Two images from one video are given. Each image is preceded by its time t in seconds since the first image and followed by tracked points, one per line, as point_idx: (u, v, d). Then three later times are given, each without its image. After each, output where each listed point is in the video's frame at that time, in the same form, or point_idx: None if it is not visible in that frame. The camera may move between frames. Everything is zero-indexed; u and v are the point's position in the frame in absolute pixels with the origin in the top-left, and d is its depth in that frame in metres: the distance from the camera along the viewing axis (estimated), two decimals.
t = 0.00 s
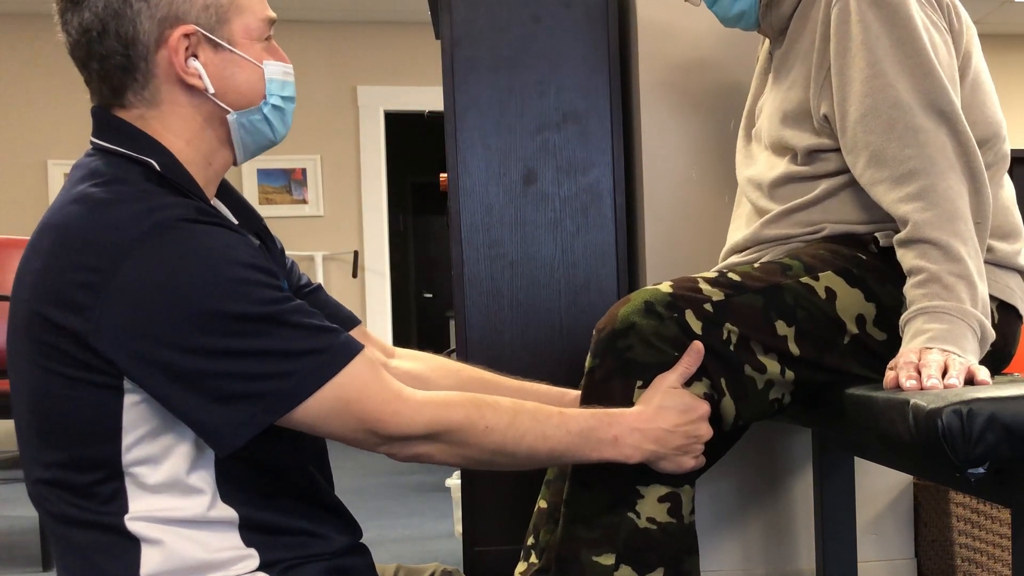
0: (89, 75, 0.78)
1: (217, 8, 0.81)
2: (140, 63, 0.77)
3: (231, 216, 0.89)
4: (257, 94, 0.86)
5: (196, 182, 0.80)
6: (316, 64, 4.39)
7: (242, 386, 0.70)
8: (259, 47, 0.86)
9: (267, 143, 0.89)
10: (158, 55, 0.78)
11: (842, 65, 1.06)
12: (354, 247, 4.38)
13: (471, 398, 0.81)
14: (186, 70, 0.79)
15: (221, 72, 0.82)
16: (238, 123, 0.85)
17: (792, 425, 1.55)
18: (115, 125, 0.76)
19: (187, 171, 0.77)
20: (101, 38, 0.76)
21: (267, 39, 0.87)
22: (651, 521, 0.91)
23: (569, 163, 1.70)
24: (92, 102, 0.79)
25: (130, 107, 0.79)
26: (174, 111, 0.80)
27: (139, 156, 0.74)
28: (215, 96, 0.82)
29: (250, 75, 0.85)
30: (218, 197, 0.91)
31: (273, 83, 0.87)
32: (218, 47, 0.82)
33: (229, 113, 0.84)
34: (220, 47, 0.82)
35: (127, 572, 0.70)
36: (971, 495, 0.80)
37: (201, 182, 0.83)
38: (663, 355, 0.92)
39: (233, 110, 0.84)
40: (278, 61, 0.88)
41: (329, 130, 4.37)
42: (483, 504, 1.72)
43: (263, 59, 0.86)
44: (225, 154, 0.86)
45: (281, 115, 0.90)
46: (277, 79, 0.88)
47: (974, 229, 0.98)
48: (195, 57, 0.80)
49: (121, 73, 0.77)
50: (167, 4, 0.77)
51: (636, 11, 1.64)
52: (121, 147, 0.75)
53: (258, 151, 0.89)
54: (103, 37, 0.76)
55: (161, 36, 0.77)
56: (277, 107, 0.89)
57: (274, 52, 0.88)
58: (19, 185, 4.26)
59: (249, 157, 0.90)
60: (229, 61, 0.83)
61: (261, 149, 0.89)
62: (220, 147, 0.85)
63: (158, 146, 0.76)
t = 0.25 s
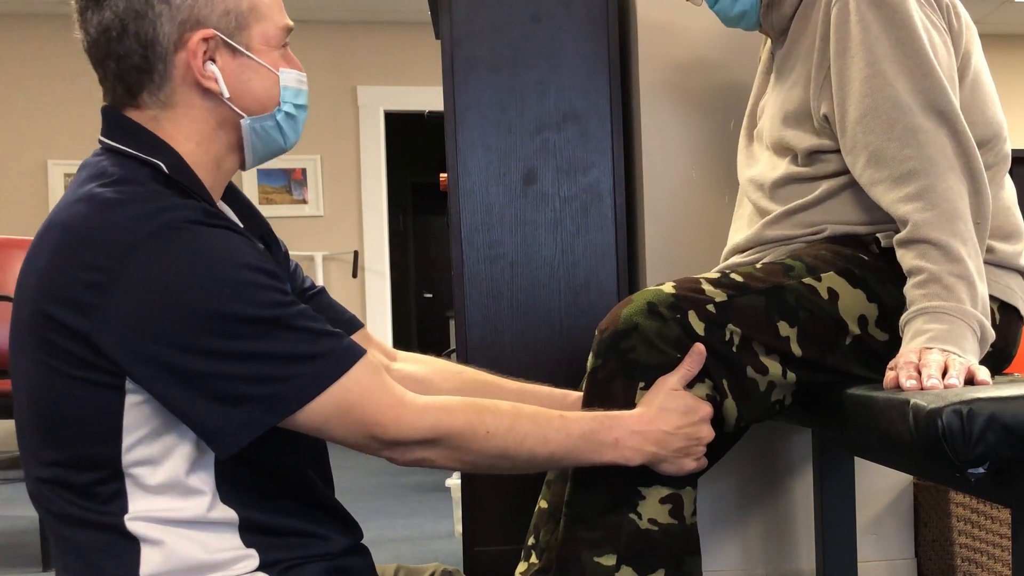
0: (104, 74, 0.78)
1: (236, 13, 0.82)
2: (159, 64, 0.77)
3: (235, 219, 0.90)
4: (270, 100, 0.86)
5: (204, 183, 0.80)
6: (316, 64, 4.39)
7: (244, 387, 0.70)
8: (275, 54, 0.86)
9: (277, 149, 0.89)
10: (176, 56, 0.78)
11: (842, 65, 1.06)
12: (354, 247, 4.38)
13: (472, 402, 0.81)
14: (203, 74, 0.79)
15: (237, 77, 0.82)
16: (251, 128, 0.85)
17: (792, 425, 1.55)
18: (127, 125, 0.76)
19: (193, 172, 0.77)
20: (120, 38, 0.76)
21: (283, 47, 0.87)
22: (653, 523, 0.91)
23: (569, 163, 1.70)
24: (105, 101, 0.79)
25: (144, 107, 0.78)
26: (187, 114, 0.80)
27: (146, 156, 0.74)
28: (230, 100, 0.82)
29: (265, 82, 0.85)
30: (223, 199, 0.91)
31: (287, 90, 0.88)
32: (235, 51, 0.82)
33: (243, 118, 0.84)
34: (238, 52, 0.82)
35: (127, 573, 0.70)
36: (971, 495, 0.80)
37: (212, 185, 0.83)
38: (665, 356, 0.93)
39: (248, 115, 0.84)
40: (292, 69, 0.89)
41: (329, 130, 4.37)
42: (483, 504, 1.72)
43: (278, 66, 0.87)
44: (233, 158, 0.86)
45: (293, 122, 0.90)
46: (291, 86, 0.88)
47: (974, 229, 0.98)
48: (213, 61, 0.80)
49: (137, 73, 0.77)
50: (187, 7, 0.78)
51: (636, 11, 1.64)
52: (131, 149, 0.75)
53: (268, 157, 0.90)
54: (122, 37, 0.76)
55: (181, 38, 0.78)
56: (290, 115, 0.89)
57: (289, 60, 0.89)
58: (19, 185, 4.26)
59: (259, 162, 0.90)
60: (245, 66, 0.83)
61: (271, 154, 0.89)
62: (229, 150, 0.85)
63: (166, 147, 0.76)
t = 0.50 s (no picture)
0: (117, 73, 0.77)
1: (258, 19, 0.82)
2: (183, 64, 0.77)
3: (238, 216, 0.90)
4: (283, 106, 0.87)
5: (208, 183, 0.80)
6: (316, 64, 4.39)
7: (246, 388, 0.70)
8: (286, 59, 0.87)
9: (280, 154, 0.89)
10: (198, 58, 0.78)
11: (843, 65, 1.06)
12: (354, 247, 4.38)
13: (470, 409, 0.81)
14: (224, 76, 0.79)
15: (255, 81, 0.83)
16: (263, 133, 0.85)
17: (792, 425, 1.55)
18: (135, 129, 0.76)
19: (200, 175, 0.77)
20: (145, 37, 0.75)
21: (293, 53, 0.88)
22: (652, 522, 0.91)
23: (570, 163, 1.70)
24: (117, 99, 0.78)
25: (158, 107, 0.78)
26: (201, 115, 0.80)
27: (151, 158, 0.74)
28: (246, 104, 0.83)
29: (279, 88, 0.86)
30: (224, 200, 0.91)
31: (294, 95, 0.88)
32: (254, 55, 0.82)
33: (256, 121, 0.84)
34: (256, 56, 0.82)
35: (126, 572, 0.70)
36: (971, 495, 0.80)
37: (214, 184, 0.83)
38: (661, 355, 0.92)
39: (261, 119, 0.84)
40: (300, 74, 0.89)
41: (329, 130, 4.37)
42: (483, 504, 1.72)
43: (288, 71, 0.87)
44: (239, 161, 0.86)
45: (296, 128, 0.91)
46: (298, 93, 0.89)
47: (974, 229, 0.98)
48: (233, 64, 0.80)
49: (157, 73, 0.76)
50: (213, 9, 0.78)
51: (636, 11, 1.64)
52: (131, 148, 0.75)
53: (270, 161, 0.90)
54: (146, 36, 0.76)
55: (205, 40, 0.78)
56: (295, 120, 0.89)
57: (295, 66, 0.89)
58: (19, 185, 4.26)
59: (261, 165, 0.90)
60: (262, 70, 0.83)
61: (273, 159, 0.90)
62: (237, 152, 0.84)
63: (173, 150, 0.76)
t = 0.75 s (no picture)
0: (111, 67, 0.76)
1: (241, 12, 0.83)
2: (181, 59, 0.77)
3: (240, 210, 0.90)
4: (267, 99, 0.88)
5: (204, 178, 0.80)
6: (316, 64, 4.39)
7: (247, 384, 0.70)
8: (265, 53, 0.88)
9: (265, 148, 0.90)
10: (195, 51, 0.78)
11: (842, 65, 1.06)
12: (354, 247, 4.38)
13: (475, 401, 0.81)
14: (221, 68, 0.80)
15: (245, 74, 0.83)
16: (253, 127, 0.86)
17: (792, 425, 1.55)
18: (126, 128, 0.75)
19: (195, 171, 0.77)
20: (145, 32, 0.75)
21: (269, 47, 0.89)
22: (654, 523, 0.91)
23: (570, 163, 1.70)
24: (113, 97, 0.77)
25: (156, 103, 0.77)
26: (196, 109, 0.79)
27: (142, 154, 0.74)
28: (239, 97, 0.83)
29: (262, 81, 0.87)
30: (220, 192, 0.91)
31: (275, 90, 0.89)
32: (242, 49, 0.83)
33: (247, 115, 0.84)
34: (245, 51, 0.83)
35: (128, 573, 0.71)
36: (971, 495, 0.80)
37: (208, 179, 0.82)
38: (666, 356, 0.93)
39: (250, 112, 0.85)
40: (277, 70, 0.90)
41: (329, 130, 4.37)
42: (483, 505, 1.72)
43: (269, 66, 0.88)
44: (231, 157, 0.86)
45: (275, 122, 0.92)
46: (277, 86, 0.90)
47: (972, 228, 0.98)
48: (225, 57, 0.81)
49: (155, 68, 0.76)
50: (208, 3, 0.79)
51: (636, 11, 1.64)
52: (126, 146, 0.75)
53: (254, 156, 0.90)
54: (145, 31, 0.75)
55: (202, 34, 0.78)
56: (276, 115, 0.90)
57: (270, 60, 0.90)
58: (18, 185, 4.26)
59: (246, 160, 0.90)
60: (250, 64, 0.84)
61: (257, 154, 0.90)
62: (229, 147, 0.84)
63: (164, 147, 0.75)
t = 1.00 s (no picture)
0: (93, 62, 0.76)
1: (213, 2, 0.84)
2: (161, 50, 0.78)
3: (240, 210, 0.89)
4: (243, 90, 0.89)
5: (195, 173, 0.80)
6: (315, 64, 4.39)
7: (248, 382, 0.70)
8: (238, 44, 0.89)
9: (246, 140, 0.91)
10: (175, 42, 0.79)
11: (841, 66, 1.06)
12: (354, 247, 4.38)
13: (473, 398, 0.81)
14: (201, 58, 0.81)
15: (222, 65, 0.85)
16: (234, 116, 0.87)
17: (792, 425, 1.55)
18: (110, 124, 0.75)
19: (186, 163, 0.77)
20: (124, 25, 0.75)
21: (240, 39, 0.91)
22: (652, 522, 0.91)
23: (569, 163, 1.70)
24: (96, 94, 0.77)
25: (139, 96, 0.78)
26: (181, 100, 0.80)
27: (133, 149, 0.74)
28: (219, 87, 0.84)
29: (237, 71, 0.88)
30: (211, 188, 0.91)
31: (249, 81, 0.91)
32: (217, 39, 0.84)
33: (228, 104, 0.85)
34: (220, 41, 0.85)
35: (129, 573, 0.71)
36: (971, 495, 0.80)
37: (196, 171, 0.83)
38: (664, 355, 0.93)
39: (231, 102, 0.86)
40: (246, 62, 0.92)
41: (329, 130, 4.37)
42: (483, 505, 1.72)
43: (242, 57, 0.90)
44: (215, 149, 0.86)
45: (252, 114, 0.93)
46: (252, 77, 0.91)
47: (972, 228, 0.98)
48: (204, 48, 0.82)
49: (137, 61, 0.76)
50: None
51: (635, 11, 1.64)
52: (116, 143, 0.75)
53: (236, 149, 0.90)
54: (126, 24, 0.75)
55: (180, 24, 0.79)
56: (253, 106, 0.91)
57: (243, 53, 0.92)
58: (18, 186, 4.26)
59: (229, 153, 0.91)
60: (226, 54, 0.85)
61: (239, 146, 0.90)
62: (214, 138, 0.85)
63: (151, 139, 0.76)
